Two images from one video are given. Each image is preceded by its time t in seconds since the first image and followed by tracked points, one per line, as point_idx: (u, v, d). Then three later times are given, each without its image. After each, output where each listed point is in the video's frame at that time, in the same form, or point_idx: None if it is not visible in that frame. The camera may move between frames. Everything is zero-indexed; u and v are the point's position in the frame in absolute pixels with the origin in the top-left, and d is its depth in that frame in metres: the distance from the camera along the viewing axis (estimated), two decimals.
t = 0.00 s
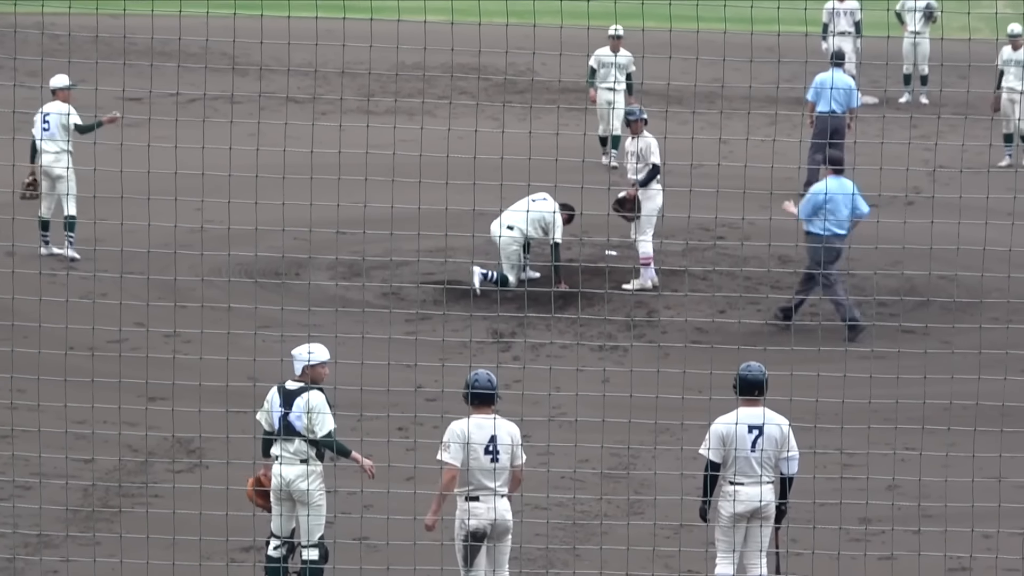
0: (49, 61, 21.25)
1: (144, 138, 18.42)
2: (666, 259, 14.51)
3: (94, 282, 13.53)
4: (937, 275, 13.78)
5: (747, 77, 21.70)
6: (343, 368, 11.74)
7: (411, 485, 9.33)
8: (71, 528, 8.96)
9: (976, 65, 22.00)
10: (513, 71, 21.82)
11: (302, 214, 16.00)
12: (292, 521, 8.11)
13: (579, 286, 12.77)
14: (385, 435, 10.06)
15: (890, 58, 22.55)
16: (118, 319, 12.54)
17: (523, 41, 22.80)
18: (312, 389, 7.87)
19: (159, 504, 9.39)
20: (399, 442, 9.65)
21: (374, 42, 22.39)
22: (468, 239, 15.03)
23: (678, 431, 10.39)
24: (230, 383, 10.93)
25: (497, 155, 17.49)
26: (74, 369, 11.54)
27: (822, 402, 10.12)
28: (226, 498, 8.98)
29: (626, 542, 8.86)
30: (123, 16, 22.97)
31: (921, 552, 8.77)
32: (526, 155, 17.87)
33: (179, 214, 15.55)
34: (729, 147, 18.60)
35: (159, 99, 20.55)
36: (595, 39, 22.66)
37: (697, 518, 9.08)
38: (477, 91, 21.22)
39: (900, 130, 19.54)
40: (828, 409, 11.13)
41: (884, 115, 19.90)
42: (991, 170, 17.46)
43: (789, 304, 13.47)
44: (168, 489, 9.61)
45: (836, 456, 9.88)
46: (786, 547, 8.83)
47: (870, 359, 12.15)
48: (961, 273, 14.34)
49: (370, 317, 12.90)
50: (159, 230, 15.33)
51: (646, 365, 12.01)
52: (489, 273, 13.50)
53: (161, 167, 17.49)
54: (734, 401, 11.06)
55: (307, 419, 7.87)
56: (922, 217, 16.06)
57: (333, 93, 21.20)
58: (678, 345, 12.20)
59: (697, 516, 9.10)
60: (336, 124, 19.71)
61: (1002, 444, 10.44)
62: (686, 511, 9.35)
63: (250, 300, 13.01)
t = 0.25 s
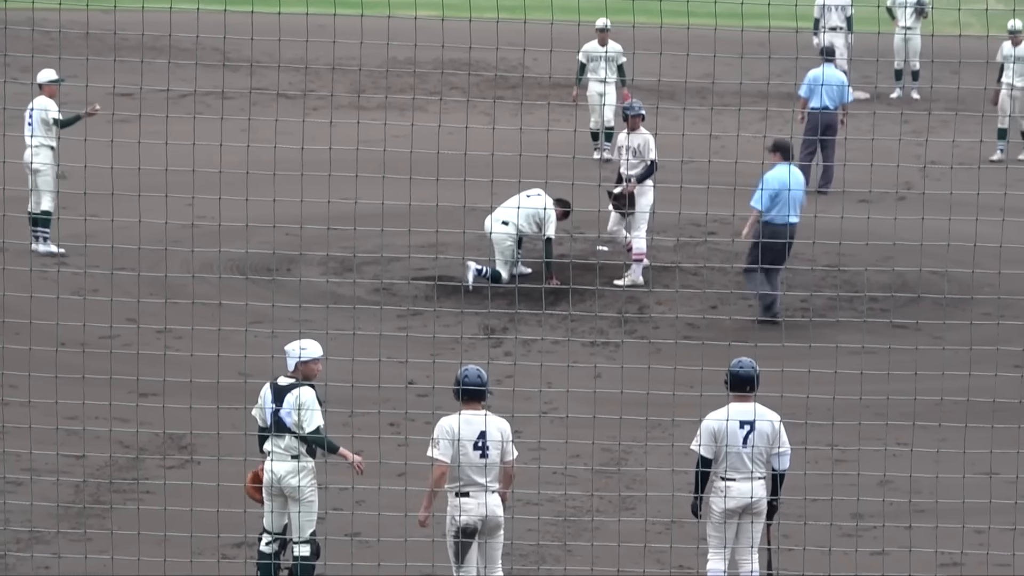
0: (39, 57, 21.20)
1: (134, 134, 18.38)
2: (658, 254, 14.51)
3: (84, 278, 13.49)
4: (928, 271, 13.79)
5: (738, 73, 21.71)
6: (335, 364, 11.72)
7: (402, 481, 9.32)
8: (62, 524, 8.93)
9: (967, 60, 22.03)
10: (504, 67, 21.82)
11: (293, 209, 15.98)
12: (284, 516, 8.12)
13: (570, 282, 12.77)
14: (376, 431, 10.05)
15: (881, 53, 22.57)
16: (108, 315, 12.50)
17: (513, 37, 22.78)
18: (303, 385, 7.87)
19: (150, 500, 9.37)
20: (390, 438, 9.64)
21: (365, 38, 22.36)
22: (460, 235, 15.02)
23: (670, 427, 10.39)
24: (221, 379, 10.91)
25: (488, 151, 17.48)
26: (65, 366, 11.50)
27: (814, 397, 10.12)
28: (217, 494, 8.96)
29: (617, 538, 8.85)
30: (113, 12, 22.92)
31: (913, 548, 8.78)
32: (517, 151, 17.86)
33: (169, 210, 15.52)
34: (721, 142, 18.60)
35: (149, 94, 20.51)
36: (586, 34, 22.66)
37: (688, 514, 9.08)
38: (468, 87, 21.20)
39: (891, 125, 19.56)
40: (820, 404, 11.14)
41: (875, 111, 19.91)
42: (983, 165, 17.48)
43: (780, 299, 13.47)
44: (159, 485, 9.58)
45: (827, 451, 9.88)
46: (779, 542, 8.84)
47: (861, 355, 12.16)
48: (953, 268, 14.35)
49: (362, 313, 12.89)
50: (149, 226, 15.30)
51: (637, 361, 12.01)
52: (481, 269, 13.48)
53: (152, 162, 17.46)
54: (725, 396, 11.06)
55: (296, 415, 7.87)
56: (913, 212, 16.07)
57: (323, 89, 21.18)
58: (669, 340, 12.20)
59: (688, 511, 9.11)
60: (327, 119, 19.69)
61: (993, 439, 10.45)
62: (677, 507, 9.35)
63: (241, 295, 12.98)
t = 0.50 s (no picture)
0: (31, 56, 21.19)
1: (126, 134, 18.38)
2: (650, 253, 14.52)
3: (77, 278, 13.48)
4: (920, 269, 13.82)
5: (730, 71, 21.75)
6: (327, 363, 11.73)
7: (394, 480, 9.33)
8: (55, 524, 8.93)
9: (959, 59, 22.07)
10: (496, 66, 21.84)
11: (286, 208, 15.98)
12: (277, 515, 8.09)
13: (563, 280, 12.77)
14: (369, 430, 10.05)
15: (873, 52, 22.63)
16: (101, 314, 12.49)
17: (505, 36, 22.81)
18: (297, 384, 7.83)
19: (142, 499, 9.36)
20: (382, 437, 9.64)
21: (357, 37, 22.38)
22: (452, 234, 15.03)
23: (662, 426, 10.41)
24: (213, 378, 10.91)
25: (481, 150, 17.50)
26: (57, 365, 11.49)
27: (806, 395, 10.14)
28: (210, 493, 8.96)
29: (610, 537, 8.86)
30: (105, 11, 22.91)
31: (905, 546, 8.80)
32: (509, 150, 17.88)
33: (162, 210, 15.51)
34: (713, 140, 18.63)
35: (142, 94, 20.50)
36: (578, 33, 22.68)
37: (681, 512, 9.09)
38: (461, 85, 21.22)
39: (883, 124, 19.60)
40: (812, 403, 11.16)
41: (867, 109, 19.96)
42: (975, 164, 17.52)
43: (772, 298, 13.49)
44: (151, 484, 9.57)
45: (820, 450, 9.91)
46: (771, 541, 8.85)
47: (853, 354, 12.18)
48: (944, 267, 14.38)
49: (354, 312, 12.89)
50: (142, 225, 15.28)
51: (630, 360, 12.02)
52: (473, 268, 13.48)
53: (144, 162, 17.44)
54: (717, 395, 11.09)
55: (290, 415, 7.83)
56: (904, 211, 16.11)
57: (316, 88, 21.18)
58: (661, 339, 12.21)
59: (681, 510, 9.12)
60: (319, 118, 19.70)
61: (984, 438, 10.48)
62: (669, 506, 9.37)
63: (234, 295, 12.98)
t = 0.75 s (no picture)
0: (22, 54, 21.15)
1: (117, 132, 18.35)
2: (642, 250, 14.53)
3: (68, 277, 13.45)
4: (911, 266, 13.84)
5: (720, 69, 21.78)
6: (319, 361, 11.72)
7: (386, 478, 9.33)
8: (47, 523, 8.91)
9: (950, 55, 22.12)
10: (487, 63, 21.84)
11: (277, 207, 15.96)
12: (269, 514, 8.08)
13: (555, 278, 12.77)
14: (361, 428, 10.05)
15: (863, 49, 22.67)
16: (92, 313, 12.47)
17: (496, 33, 22.82)
18: (292, 384, 7.86)
19: (135, 498, 9.34)
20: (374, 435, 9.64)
21: (348, 35, 22.37)
22: (444, 232, 15.02)
23: (654, 423, 10.42)
24: (205, 377, 10.89)
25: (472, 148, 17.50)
26: (49, 364, 11.47)
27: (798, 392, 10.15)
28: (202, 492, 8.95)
29: (602, 534, 8.87)
30: (96, 9, 22.87)
31: (897, 543, 8.81)
32: (500, 148, 17.89)
33: (153, 208, 15.49)
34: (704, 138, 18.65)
35: (133, 92, 20.47)
36: (568, 30, 22.70)
37: (673, 509, 9.10)
38: (452, 83, 21.22)
39: (874, 121, 19.63)
40: (804, 400, 11.17)
41: (858, 106, 20.00)
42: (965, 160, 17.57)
43: (764, 295, 13.51)
44: (143, 483, 9.56)
45: (812, 447, 9.92)
46: (763, 538, 8.87)
47: (845, 350, 12.20)
48: (936, 264, 14.42)
49: (346, 310, 12.88)
50: (133, 223, 15.26)
51: (622, 358, 12.03)
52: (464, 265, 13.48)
53: (135, 160, 17.42)
54: (709, 392, 11.10)
55: (285, 415, 7.86)
56: (896, 208, 16.14)
57: (306, 86, 21.17)
58: (653, 337, 12.23)
59: (673, 508, 9.12)
60: (310, 116, 19.69)
61: (976, 434, 10.50)
62: (662, 503, 9.37)
63: (225, 293, 12.97)
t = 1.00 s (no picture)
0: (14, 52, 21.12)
1: (110, 131, 18.33)
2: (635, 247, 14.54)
3: (60, 275, 13.43)
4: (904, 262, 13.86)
5: (713, 66, 21.80)
6: (312, 359, 11.71)
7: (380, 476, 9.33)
8: (40, 521, 8.89)
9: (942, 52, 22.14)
10: (480, 61, 21.83)
11: (270, 204, 15.95)
12: (262, 512, 8.06)
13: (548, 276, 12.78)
14: (354, 426, 10.05)
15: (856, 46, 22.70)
16: (85, 311, 12.45)
17: (489, 31, 22.83)
18: (288, 382, 7.83)
19: (128, 496, 9.32)
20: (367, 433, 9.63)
21: (340, 33, 22.37)
22: (437, 229, 15.02)
23: (647, 420, 10.42)
24: (198, 375, 10.88)
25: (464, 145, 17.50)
26: (42, 363, 11.45)
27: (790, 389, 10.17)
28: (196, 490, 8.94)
29: (595, 531, 8.87)
30: (88, 8, 22.85)
31: (890, 539, 8.82)
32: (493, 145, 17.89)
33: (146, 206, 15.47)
34: (696, 135, 18.67)
35: (125, 90, 20.45)
36: (561, 27, 22.71)
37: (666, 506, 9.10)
38: (445, 81, 21.21)
39: (866, 117, 19.66)
40: (797, 397, 11.19)
41: (850, 103, 20.02)
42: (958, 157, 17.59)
43: (757, 292, 13.51)
44: (136, 481, 9.53)
45: (805, 443, 9.93)
46: (756, 534, 8.88)
47: (838, 347, 12.20)
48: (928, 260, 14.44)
49: (339, 308, 12.88)
50: (126, 221, 15.23)
51: (615, 355, 12.03)
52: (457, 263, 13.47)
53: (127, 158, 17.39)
54: (702, 389, 11.11)
55: (282, 413, 7.84)
56: (888, 204, 16.17)
57: (299, 84, 21.16)
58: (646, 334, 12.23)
59: (666, 505, 9.13)
60: (303, 114, 19.68)
61: (969, 431, 10.51)
62: (655, 500, 9.38)
63: (218, 291, 12.95)
